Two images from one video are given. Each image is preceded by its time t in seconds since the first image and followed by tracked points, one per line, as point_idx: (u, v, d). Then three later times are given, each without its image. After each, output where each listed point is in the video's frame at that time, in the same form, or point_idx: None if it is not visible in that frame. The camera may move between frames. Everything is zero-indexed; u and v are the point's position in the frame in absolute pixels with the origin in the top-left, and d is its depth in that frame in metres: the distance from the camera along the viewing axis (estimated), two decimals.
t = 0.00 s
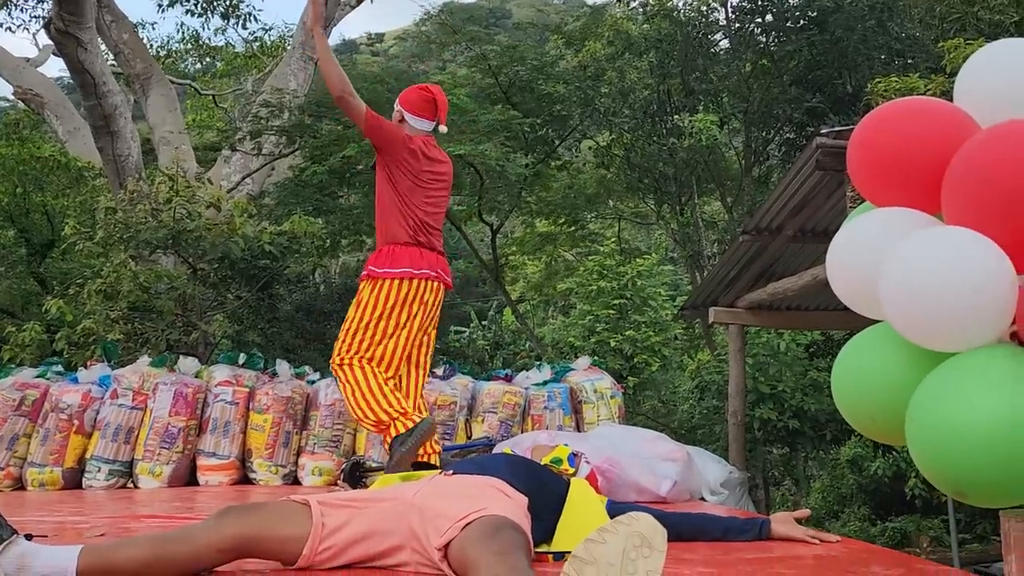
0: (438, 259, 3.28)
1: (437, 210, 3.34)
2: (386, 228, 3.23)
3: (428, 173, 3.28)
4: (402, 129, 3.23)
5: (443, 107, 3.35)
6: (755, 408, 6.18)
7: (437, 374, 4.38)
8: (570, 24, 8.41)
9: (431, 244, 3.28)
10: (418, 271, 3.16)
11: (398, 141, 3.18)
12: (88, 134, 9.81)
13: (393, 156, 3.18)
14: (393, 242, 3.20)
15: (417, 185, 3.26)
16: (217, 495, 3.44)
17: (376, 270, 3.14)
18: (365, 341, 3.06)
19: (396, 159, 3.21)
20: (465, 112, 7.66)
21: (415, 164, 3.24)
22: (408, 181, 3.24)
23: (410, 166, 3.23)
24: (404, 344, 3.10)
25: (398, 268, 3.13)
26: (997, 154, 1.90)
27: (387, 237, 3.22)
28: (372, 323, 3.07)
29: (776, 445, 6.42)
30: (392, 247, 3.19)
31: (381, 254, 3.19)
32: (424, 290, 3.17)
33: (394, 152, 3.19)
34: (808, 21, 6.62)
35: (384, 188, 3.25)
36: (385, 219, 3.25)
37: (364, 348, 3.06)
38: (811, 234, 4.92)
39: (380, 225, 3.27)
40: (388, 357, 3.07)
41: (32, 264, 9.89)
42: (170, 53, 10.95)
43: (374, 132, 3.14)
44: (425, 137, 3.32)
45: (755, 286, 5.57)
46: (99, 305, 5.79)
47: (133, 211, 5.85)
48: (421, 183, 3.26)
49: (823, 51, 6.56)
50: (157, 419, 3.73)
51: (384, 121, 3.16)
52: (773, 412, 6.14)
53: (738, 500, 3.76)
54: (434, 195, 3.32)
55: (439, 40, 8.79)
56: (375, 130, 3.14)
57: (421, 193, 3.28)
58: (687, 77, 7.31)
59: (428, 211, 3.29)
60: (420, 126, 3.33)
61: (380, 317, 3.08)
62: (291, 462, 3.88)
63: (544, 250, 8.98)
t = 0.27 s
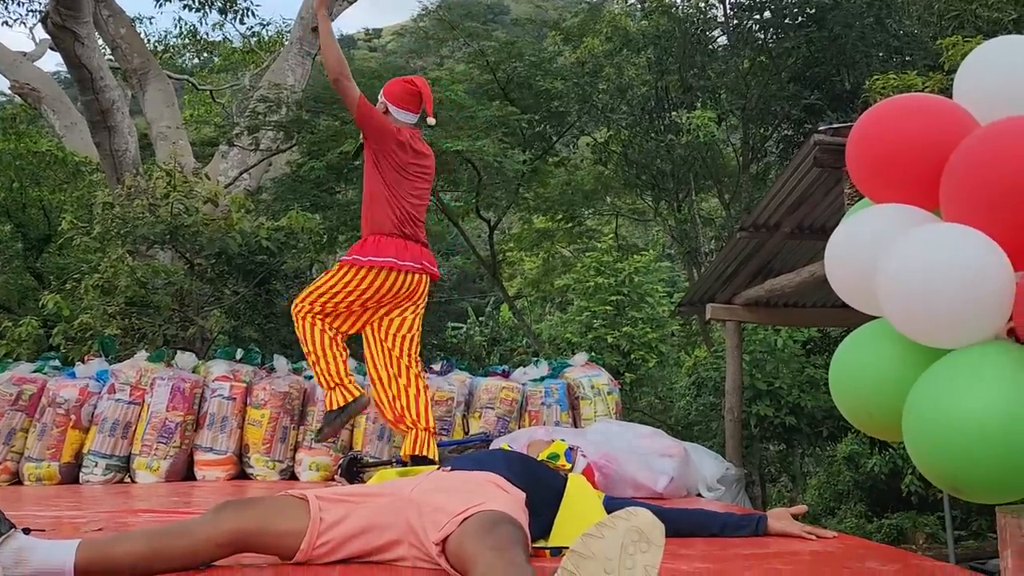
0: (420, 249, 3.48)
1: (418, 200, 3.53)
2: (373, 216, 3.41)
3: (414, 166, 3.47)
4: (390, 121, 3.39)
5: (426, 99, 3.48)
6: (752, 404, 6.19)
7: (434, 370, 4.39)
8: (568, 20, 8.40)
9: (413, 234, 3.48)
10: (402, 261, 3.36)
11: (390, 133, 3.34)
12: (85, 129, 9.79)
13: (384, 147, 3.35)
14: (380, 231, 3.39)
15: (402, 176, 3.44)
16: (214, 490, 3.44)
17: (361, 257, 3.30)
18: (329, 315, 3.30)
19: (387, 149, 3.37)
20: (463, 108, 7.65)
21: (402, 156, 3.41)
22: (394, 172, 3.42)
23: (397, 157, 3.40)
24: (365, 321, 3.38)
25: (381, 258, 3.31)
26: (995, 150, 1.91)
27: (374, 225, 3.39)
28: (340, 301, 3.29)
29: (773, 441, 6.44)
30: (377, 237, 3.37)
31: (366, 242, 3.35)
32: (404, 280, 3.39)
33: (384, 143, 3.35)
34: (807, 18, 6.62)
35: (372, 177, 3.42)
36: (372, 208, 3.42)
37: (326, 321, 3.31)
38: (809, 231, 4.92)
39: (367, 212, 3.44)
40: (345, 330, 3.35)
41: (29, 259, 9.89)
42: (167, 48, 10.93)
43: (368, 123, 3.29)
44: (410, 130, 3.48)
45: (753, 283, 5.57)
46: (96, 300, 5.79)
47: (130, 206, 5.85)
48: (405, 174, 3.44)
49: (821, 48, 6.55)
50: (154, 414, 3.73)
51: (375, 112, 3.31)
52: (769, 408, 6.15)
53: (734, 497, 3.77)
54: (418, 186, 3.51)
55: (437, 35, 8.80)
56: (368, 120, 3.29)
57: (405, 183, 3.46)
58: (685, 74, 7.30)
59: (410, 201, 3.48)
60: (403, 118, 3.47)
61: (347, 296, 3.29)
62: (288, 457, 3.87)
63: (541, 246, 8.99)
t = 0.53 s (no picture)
0: (394, 265, 3.47)
1: (391, 216, 3.52)
2: (347, 234, 3.38)
3: (387, 183, 3.46)
4: (364, 138, 3.37)
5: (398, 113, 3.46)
6: (753, 403, 6.18)
7: (436, 367, 4.40)
8: (571, 17, 8.40)
9: (386, 250, 3.47)
10: (378, 280, 3.35)
11: (366, 149, 3.32)
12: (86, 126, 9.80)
13: (360, 163, 3.32)
14: (354, 250, 3.36)
15: (375, 193, 3.43)
16: (215, 487, 3.44)
17: (337, 279, 3.27)
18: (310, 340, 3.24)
19: (361, 167, 3.34)
20: (464, 105, 7.65)
21: (375, 173, 3.39)
22: (367, 189, 3.40)
23: (370, 175, 3.38)
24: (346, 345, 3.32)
25: (357, 278, 3.30)
26: (997, 144, 1.90)
27: (349, 244, 3.36)
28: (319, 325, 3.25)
29: (774, 440, 6.43)
30: (351, 256, 3.35)
31: (340, 263, 3.33)
32: (380, 298, 3.38)
33: (359, 160, 3.33)
34: (809, 16, 6.59)
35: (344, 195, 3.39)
36: (347, 226, 3.38)
37: (309, 348, 3.25)
38: (811, 229, 4.92)
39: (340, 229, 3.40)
40: (330, 360, 3.27)
41: (31, 256, 9.91)
42: (170, 45, 10.94)
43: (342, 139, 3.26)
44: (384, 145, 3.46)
45: (753, 281, 5.57)
46: (98, 296, 5.79)
47: (131, 203, 5.85)
48: (378, 191, 3.42)
49: (823, 46, 6.54)
50: (155, 411, 3.74)
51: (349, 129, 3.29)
52: (770, 406, 6.14)
53: (735, 495, 3.77)
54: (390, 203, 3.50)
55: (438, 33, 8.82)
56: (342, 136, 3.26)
57: (378, 200, 3.45)
58: (687, 72, 7.29)
59: (384, 218, 3.47)
60: (376, 132, 3.44)
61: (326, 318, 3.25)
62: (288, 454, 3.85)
63: (543, 244, 8.98)
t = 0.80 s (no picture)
0: (353, 284, 3.42)
1: (350, 237, 3.48)
2: (305, 253, 3.33)
3: (346, 204, 3.42)
4: (322, 158, 3.33)
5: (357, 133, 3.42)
6: (758, 402, 6.16)
7: (440, 365, 4.40)
8: (575, 15, 8.39)
9: (345, 270, 3.42)
10: (337, 300, 3.30)
11: (324, 171, 3.28)
12: (92, 124, 9.81)
13: (317, 183, 3.28)
14: (311, 270, 3.31)
15: (334, 214, 3.38)
16: (218, 484, 3.44)
17: (295, 299, 3.22)
18: (274, 359, 3.24)
19: (318, 188, 3.30)
20: (469, 103, 7.65)
21: (334, 193, 3.35)
22: (325, 210, 3.35)
23: (329, 195, 3.34)
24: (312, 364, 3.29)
25: (315, 297, 3.25)
26: (1004, 141, 1.88)
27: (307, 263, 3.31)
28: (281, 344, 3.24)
29: (778, 439, 6.41)
30: (310, 276, 3.30)
31: (298, 283, 3.28)
32: (340, 318, 3.32)
33: (317, 180, 3.28)
34: (816, 14, 6.61)
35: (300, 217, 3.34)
36: (305, 247, 3.34)
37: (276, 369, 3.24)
38: (816, 228, 4.90)
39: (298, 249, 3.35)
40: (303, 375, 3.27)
41: (37, 254, 9.92)
42: (175, 43, 10.96)
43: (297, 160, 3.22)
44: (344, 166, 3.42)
45: (757, 280, 5.56)
46: (103, 294, 5.79)
47: (137, 201, 5.85)
48: (337, 212, 3.38)
49: (829, 44, 6.53)
50: (160, 408, 3.74)
51: (306, 150, 3.25)
52: (775, 406, 6.12)
53: (740, 494, 3.76)
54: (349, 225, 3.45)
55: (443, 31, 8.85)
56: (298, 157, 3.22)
57: (336, 221, 3.40)
58: (692, 70, 7.27)
59: (342, 239, 3.42)
60: (335, 153, 3.39)
61: (288, 337, 3.23)
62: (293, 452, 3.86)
63: (547, 242, 8.97)
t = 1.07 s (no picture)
0: (332, 259, 3.44)
1: (327, 210, 3.47)
2: (281, 230, 3.35)
3: (321, 178, 3.41)
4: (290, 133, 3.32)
5: (332, 107, 3.43)
6: (765, 402, 6.14)
7: (446, 365, 4.41)
8: (582, 15, 8.38)
9: (324, 244, 3.44)
10: (317, 276, 3.32)
11: (292, 145, 3.28)
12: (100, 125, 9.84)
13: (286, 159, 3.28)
14: (287, 248, 3.33)
15: (307, 189, 3.38)
16: (225, 484, 3.44)
17: (275, 277, 3.25)
18: (265, 353, 3.24)
19: (288, 163, 3.31)
20: (475, 103, 7.65)
21: (304, 168, 3.35)
22: (297, 184, 3.35)
23: (300, 170, 3.34)
24: (299, 352, 3.29)
25: (295, 275, 3.27)
26: (1011, 141, 1.87)
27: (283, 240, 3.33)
28: (269, 331, 3.25)
29: (785, 439, 6.39)
30: (289, 253, 3.32)
31: (277, 261, 3.30)
32: (321, 293, 3.35)
33: (286, 156, 3.29)
34: (822, 13, 6.58)
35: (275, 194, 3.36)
36: (280, 225, 3.35)
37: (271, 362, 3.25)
38: (823, 227, 4.88)
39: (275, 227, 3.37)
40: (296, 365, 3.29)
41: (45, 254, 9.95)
42: (183, 44, 11.00)
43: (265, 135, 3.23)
44: (316, 140, 3.41)
45: (764, 280, 5.55)
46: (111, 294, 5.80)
47: (144, 201, 5.86)
48: (309, 186, 3.38)
49: (837, 43, 6.50)
50: (167, 407, 3.75)
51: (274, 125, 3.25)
52: (782, 406, 6.10)
53: (746, 494, 3.75)
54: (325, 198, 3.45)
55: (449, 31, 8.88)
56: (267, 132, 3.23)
57: (310, 195, 3.40)
58: (699, 69, 7.25)
59: (318, 214, 3.43)
60: (310, 127, 3.39)
61: (275, 324, 3.25)
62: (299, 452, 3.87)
63: (554, 242, 8.96)
